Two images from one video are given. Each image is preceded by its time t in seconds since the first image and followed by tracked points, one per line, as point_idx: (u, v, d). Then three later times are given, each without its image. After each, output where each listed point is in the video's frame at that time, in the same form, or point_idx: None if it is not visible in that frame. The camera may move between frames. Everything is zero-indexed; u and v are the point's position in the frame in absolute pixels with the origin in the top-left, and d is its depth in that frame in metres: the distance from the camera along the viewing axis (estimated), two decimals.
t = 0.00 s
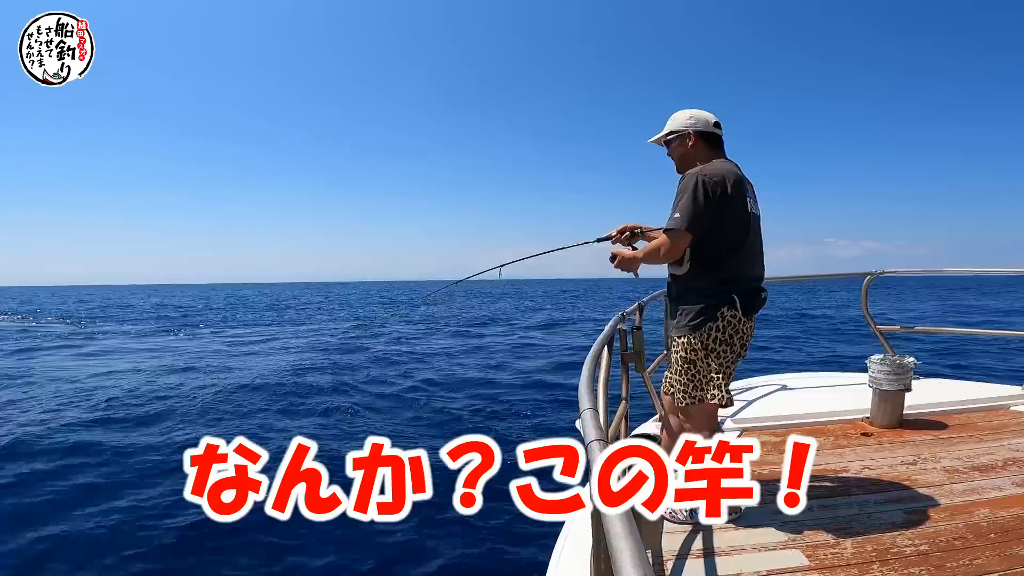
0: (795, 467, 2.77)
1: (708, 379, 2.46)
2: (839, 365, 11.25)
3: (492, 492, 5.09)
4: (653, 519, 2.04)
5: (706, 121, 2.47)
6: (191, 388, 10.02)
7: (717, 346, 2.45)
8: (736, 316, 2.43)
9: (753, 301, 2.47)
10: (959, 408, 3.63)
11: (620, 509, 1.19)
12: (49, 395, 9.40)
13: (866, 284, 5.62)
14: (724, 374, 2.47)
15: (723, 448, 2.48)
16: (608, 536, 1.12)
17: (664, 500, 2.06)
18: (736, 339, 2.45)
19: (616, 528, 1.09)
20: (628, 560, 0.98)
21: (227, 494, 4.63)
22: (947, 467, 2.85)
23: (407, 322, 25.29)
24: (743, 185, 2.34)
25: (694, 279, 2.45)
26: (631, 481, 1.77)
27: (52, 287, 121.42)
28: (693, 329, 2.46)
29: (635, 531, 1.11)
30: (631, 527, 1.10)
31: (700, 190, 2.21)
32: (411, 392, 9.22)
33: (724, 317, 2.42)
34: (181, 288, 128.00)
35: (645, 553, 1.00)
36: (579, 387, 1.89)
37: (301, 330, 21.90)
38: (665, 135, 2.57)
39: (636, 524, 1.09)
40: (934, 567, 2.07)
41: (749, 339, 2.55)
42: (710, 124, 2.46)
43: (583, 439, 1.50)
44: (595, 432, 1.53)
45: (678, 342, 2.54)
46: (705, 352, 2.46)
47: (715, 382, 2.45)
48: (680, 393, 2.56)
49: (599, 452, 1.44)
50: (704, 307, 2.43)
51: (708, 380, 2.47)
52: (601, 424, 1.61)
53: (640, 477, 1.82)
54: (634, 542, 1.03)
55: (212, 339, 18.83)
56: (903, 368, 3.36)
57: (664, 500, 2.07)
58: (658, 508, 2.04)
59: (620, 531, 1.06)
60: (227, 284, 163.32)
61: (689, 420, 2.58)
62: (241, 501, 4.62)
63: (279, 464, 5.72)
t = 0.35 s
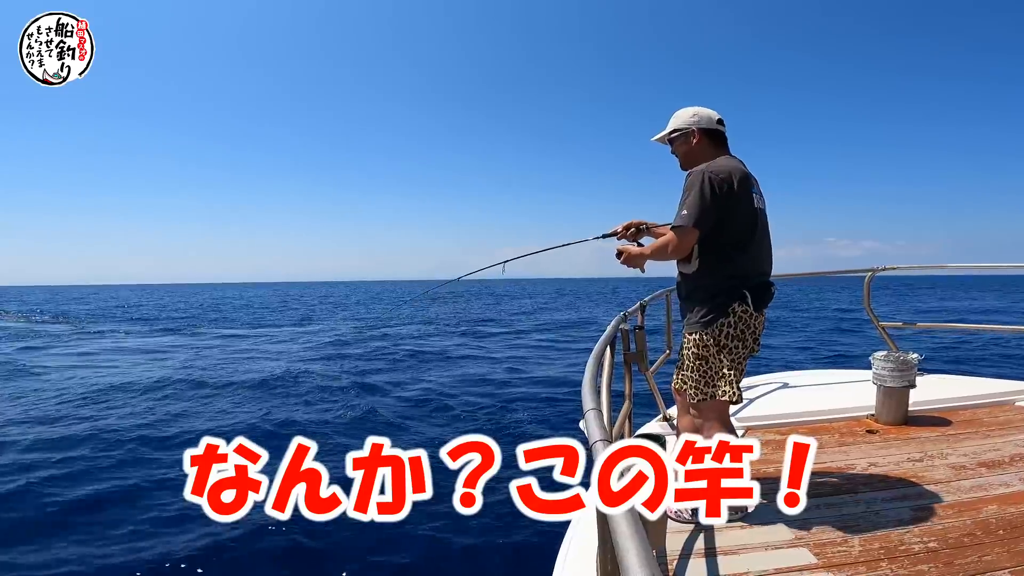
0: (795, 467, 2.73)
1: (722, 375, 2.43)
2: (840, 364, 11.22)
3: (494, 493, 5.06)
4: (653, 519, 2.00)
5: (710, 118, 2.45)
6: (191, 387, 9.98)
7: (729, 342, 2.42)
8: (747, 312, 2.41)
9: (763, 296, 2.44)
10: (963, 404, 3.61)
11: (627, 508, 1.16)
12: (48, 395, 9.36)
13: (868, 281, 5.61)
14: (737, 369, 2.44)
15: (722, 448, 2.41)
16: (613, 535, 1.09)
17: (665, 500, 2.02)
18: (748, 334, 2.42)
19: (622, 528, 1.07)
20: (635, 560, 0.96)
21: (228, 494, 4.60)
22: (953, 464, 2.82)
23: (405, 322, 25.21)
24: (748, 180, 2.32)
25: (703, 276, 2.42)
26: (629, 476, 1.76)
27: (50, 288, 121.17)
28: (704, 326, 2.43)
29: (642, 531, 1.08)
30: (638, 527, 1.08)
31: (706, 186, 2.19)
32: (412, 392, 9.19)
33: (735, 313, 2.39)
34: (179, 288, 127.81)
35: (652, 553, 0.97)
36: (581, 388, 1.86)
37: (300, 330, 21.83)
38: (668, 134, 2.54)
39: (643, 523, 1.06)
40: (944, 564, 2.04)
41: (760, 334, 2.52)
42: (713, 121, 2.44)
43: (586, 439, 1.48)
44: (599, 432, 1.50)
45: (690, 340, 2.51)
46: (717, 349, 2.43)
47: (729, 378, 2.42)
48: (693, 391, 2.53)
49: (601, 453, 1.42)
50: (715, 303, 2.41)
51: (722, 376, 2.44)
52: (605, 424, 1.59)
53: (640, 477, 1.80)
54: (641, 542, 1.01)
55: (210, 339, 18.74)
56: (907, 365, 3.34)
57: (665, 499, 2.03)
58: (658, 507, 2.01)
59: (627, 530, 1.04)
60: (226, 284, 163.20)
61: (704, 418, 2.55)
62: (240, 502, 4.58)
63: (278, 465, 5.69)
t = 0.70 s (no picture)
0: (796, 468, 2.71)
1: (708, 376, 2.40)
2: (842, 364, 11.21)
3: (495, 494, 5.05)
4: (655, 521, 1.99)
5: (702, 126, 2.44)
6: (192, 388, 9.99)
7: (714, 344, 2.41)
8: (731, 314, 2.40)
9: (745, 300, 2.45)
10: (966, 406, 3.60)
11: (629, 511, 1.15)
12: (52, 396, 9.41)
13: (870, 282, 5.59)
14: (723, 371, 2.42)
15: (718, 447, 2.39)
16: (615, 538, 1.08)
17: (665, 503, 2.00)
18: (732, 335, 2.42)
19: (623, 530, 1.05)
20: (636, 563, 0.94)
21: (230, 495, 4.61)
22: (957, 466, 2.81)
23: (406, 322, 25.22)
24: (736, 185, 2.31)
25: (689, 278, 2.41)
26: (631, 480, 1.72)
27: (51, 288, 121.34)
28: (689, 328, 2.41)
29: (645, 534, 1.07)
30: (640, 530, 1.06)
31: (695, 189, 2.18)
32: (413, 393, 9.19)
33: (719, 315, 2.39)
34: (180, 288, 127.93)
35: (654, 556, 0.96)
36: (584, 390, 1.85)
37: (301, 330, 21.86)
38: (659, 140, 2.53)
39: (645, 526, 1.04)
40: (948, 566, 2.03)
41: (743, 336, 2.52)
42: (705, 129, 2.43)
43: (589, 443, 1.47)
44: (601, 434, 1.49)
45: (676, 340, 2.49)
46: (704, 349, 2.41)
47: (716, 380, 2.39)
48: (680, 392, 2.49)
49: (605, 455, 1.40)
50: (701, 305, 2.39)
51: (709, 377, 2.41)
52: (606, 426, 1.58)
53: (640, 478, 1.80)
54: (643, 545, 0.99)
55: (211, 339, 18.78)
56: (910, 367, 3.33)
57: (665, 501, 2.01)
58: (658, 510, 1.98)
59: (629, 533, 1.02)
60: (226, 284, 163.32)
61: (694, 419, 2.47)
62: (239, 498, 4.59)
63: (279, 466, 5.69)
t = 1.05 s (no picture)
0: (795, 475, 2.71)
1: (686, 378, 2.44)
2: (843, 367, 11.21)
3: (493, 495, 5.07)
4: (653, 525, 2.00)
5: (685, 133, 2.47)
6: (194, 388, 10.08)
7: (696, 347, 2.43)
8: (713, 317, 2.43)
9: (728, 302, 2.47)
10: (962, 414, 3.62)
11: (624, 514, 1.17)
12: (53, 397, 9.45)
13: (870, 288, 5.60)
14: (704, 373, 2.45)
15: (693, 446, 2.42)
16: (609, 541, 1.11)
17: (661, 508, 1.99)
18: (715, 337, 2.44)
19: (616, 533, 1.09)
20: (630, 566, 0.97)
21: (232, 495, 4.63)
22: (951, 473, 2.83)
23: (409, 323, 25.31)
24: (716, 190, 2.35)
25: (671, 282, 2.44)
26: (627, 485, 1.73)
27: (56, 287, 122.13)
28: (671, 330, 2.44)
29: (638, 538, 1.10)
30: (634, 533, 1.09)
31: (675, 194, 2.22)
32: (412, 393, 9.21)
33: (701, 318, 2.41)
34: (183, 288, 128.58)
35: (648, 560, 0.99)
36: (581, 393, 1.87)
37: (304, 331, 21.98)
38: (643, 147, 2.57)
39: (638, 530, 1.07)
40: (939, 572, 2.05)
41: (726, 339, 2.54)
42: (688, 136, 2.46)
43: (586, 444, 1.50)
44: (598, 438, 1.52)
45: (658, 343, 2.52)
46: (684, 352, 2.44)
47: (694, 382, 2.43)
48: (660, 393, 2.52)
49: (602, 457, 1.43)
50: (683, 308, 2.42)
51: (687, 380, 2.44)
52: (604, 430, 1.60)
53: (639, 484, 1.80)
54: (637, 548, 1.02)
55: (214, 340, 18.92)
56: (908, 375, 3.35)
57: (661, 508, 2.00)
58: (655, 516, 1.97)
59: (624, 536, 1.05)
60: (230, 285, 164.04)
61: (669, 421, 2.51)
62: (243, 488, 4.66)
63: (280, 467, 5.74)
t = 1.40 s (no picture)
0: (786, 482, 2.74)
1: (660, 381, 2.50)
2: (841, 372, 11.23)
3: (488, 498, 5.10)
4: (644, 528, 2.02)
5: (666, 138, 2.50)
6: (193, 390, 10.13)
7: (672, 349, 2.48)
8: (691, 320, 2.47)
9: (707, 305, 2.51)
10: (953, 423, 3.65)
11: (614, 514, 1.20)
12: (51, 399, 9.49)
13: (866, 295, 5.63)
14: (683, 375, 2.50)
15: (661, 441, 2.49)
16: (598, 542, 1.14)
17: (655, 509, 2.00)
18: (693, 340, 2.49)
19: (605, 534, 1.12)
20: (619, 568, 1.00)
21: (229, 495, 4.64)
22: (939, 481, 2.86)
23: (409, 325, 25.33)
24: (696, 195, 2.39)
25: (651, 287, 2.48)
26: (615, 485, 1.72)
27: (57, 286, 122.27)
28: (651, 334, 2.48)
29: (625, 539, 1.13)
30: (622, 534, 1.12)
31: (655, 199, 2.25)
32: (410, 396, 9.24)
33: (680, 321, 2.46)
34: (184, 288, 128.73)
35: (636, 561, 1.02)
36: (575, 394, 1.90)
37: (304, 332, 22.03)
38: (627, 152, 2.61)
39: (626, 532, 1.10)
40: None
41: (705, 343, 2.59)
42: (669, 141, 2.50)
43: (579, 446, 1.52)
44: (590, 439, 1.54)
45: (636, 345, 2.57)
46: (660, 355, 2.49)
47: (667, 384, 2.48)
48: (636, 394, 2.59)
49: (594, 458, 1.45)
50: (661, 311, 2.46)
51: (662, 382, 2.50)
52: (597, 431, 1.63)
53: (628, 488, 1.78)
54: (625, 550, 1.05)
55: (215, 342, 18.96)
56: (900, 384, 3.38)
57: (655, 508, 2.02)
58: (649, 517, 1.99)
59: (612, 537, 1.08)
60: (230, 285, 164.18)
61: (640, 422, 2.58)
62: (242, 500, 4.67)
63: (277, 468, 5.77)
